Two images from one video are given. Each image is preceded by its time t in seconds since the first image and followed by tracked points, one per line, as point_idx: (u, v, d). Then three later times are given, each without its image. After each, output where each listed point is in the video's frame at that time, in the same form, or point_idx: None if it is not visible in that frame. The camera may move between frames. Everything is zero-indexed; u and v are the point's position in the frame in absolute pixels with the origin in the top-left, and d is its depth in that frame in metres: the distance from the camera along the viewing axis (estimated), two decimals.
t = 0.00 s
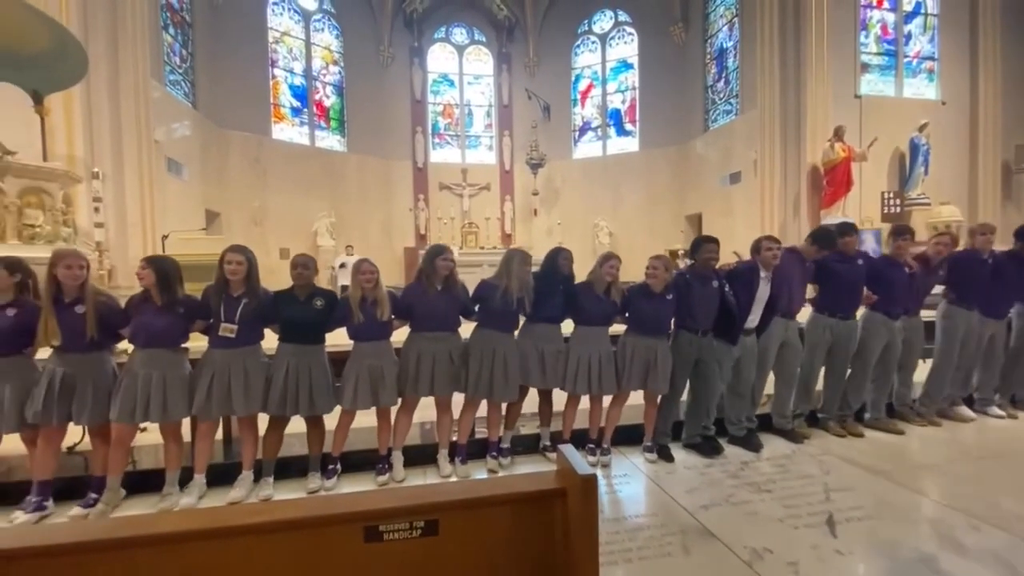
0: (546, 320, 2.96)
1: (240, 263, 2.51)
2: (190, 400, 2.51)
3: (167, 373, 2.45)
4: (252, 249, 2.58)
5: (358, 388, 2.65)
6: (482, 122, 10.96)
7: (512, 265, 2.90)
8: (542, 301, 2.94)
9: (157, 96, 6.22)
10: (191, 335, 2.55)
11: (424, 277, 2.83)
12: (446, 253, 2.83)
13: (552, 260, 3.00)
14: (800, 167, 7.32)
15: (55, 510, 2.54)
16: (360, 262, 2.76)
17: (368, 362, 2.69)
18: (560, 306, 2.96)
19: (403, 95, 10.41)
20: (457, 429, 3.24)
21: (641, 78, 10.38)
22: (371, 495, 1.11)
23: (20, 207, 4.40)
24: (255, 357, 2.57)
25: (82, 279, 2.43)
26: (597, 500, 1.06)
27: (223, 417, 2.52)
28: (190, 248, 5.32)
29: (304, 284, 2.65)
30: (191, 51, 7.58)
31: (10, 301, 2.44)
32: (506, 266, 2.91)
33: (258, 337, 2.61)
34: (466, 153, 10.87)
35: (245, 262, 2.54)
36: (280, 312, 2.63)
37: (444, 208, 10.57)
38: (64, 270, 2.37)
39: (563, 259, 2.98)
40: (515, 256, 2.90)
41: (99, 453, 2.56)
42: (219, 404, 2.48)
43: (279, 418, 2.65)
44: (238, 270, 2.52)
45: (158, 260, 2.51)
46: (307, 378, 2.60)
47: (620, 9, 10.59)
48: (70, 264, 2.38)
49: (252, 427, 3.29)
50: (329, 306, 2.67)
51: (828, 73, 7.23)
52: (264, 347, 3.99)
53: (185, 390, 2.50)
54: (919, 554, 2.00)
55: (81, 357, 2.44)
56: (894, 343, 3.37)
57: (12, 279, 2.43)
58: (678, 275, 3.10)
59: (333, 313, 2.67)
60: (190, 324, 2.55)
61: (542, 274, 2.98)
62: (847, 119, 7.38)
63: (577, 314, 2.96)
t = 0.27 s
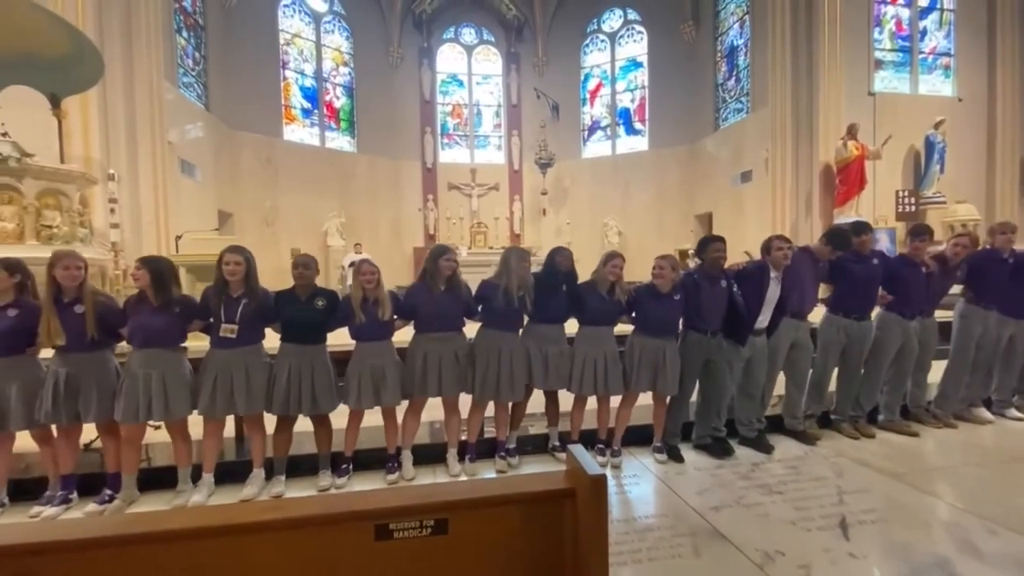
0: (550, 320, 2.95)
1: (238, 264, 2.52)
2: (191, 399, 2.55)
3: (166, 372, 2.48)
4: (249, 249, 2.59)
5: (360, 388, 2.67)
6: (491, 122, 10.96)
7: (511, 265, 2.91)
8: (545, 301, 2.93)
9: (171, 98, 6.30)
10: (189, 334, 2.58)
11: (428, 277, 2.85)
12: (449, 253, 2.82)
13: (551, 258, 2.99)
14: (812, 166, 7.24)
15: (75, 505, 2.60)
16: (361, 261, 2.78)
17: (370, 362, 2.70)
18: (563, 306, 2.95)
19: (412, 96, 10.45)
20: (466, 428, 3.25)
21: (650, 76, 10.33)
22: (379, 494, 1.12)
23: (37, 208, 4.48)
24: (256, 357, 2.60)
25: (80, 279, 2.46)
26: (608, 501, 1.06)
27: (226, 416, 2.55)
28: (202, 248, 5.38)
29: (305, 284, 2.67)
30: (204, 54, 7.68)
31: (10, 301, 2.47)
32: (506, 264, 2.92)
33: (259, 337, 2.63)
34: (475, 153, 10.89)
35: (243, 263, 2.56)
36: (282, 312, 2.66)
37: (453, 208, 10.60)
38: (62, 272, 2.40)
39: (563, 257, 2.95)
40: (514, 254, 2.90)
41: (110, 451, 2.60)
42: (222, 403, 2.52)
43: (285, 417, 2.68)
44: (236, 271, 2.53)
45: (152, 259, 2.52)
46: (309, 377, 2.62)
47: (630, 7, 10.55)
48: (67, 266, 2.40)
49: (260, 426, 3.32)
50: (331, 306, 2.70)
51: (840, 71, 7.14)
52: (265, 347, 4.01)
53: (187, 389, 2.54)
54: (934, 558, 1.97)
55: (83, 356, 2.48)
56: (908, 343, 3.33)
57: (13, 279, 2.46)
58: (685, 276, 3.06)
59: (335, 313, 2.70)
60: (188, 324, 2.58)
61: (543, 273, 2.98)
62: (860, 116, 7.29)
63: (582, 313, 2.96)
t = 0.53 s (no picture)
0: (549, 320, 2.95)
1: (229, 264, 2.56)
2: (183, 398, 2.57)
3: (156, 371, 2.50)
4: (240, 249, 2.62)
5: (357, 388, 2.69)
6: (501, 122, 10.96)
7: (503, 264, 2.91)
8: (540, 301, 2.94)
9: (186, 100, 6.39)
10: (180, 334, 2.61)
11: (423, 278, 2.86)
12: (444, 254, 2.83)
13: (540, 257, 3.00)
14: (826, 164, 7.15)
15: (91, 499, 2.66)
16: (359, 260, 2.77)
17: (366, 362, 2.72)
18: (558, 306, 2.95)
19: (422, 96, 10.49)
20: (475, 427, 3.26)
21: (661, 74, 10.26)
22: (389, 492, 1.13)
23: (56, 208, 4.57)
24: (250, 357, 2.62)
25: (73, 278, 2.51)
26: (617, 502, 1.05)
27: (220, 416, 2.57)
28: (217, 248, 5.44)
29: (302, 283, 2.68)
30: (218, 56, 7.76)
31: (9, 300, 2.52)
32: (498, 263, 2.92)
33: (253, 337, 2.65)
34: (484, 152, 10.89)
35: (235, 263, 2.59)
36: (278, 312, 2.69)
37: (463, 207, 10.61)
38: (49, 272, 2.44)
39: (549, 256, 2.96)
40: (506, 253, 2.90)
41: (115, 451, 2.63)
42: (214, 403, 2.54)
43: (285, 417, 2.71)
44: (228, 271, 2.58)
45: (141, 259, 2.55)
46: (307, 378, 2.65)
47: (640, 5, 10.47)
48: (54, 266, 2.44)
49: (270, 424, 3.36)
50: (328, 305, 2.72)
51: (855, 67, 7.03)
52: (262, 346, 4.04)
53: (179, 388, 2.56)
54: (951, 562, 1.94)
55: (78, 354, 2.52)
56: (922, 344, 3.28)
57: (13, 279, 2.51)
58: (687, 276, 3.04)
59: (332, 313, 2.73)
60: (179, 323, 2.61)
61: (533, 274, 2.99)
62: (876, 113, 7.17)
63: (581, 313, 2.94)
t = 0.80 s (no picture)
0: (545, 321, 2.95)
1: (227, 263, 2.59)
2: (184, 396, 2.60)
3: (157, 369, 2.54)
4: (236, 248, 2.64)
5: (357, 387, 2.71)
6: (511, 121, 10.96)
7: (494, 262, 2.90)
8: (534, 300, 2.93)
9: (200, 102, 6.48)
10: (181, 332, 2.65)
11: (412, 279, 2.86)
12: (434, 253, 2.85)
13: (526, 259, 2.97)
14: (841, 162, 7.05)
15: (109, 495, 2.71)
16: (360, 261, 2.80)
17: (366, 361, 2.74)
18: (551, 305, 2.94)
19: (433, 96, 10.52)
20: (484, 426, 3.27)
21: (673, 72, 10.19)
22: (400, 489, 1.14)
23: (75, 209, 4.65)
24: (249, 355, 2.65)
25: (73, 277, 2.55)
26: (628, 501, 1.05)
27: (221, 414, 2.60)
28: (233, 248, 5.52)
29: (302, 283, 2.71)
30: (232, 57, 7.85)
31: (25, 300, 2.58)
32: (489, 263, 2.92)
33: (252, 335, 2.67)
34: (495, 152, 10.90)
35: (232, 262, 2.62)
36: (278, 311, 2.70)
37: (474, 207, 10.64)
38: (47, 273, 2.47)
39: (538, 256, 2.95)
40: (496, 252, 2.88)
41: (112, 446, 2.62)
42: (214, 401, 2.57)
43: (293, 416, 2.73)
44: (226, 270, 2.60)
45: (139, 258, 2.59)
46: (311, 376, 2.67)
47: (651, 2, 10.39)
48: (48, 267, 2.46)
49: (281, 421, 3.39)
50: (328, 305, 2.74)
51: (871, 62, 6.91)
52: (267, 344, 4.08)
53: (179, 386, 2.60)
54: (969, 566, 1.91)
55: (84, 351, 2.56)
56: (934, 345, 3.23)
57: (25, 278, 2.55)
58: (683, 277, 3.04)
59: (332, 312, 2.75)
60: (177, 322, 2.64)
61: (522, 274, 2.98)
62: (892, 110, 7.05)
63: (577, 313, 2.94)
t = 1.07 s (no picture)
0: (546, 320, 2.95)
1: (235, 262, 2.62)
2: (197, 393, 2.64)
3: (171, 366, 2.58)
4: (243, 247, 2.67)
5: (367, 383, 2.73)
6: (521, 120, 10.95)
7: (490, 260, 2.91)
8: (533, 299, 2.92)
9: (215, 103, 6.56)
10: (193, 328, 2.68)
11: (415, 277, 2.89)
12: (434, 252, 2.86)
13: (522, 261, 3.00)
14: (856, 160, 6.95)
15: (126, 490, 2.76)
16: (365, 261, 2.83)
17: (374, 359, 2.76)
18: (549, 304, 2.94)
19: (444, 95, 10.55)
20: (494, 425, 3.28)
21: (685, 69, 10.11)
22: (412, 487, 1.15)
23: (94, 209, 4.73)
24: (260, 353, 2.69)
25: (90, 275, 2.60)
26: (642, 500, 1.05)
27: (234, 411, 2.64)
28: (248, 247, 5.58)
29: (308, 282, 2.75)
30: (246, 59, 7.94)
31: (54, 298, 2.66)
32: (480, 262, 2.93)
33: (261, 332, 2.71)
34: (505, 151, 10.90)
35: (240, 260, 2.65)
36: (285, 310, 2.73)
37: (485, 206, 10.66)
38: (66, 272, 2.54)
39: (534, 257, 2.98)
40: (488, 249, 2.91)
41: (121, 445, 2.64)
42: (227, 398, 2.61)
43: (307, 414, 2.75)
44: (236, 268, 2.63)
45: (154, 258, 2.65)
46: (320, 373, 2.70)
47: None
48: (66, 266, 2.55)
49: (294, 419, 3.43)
50: (334, 303, 2.77)
51: (889, 57, 6.78)
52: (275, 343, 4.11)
53: (192, 383, 2.63)
54: (989, 571, 1.88)
55: (102, 348, 2.61)
56: (945, 348, 3.18)
57: (54, 277, 2.65)
58: (682, 278, 3.04)
59: (337, 311, 2.77)
60: (191, 319, 2.68)
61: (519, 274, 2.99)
62: (910, 106, 6.93)
63: (577, 312, 2.94)
